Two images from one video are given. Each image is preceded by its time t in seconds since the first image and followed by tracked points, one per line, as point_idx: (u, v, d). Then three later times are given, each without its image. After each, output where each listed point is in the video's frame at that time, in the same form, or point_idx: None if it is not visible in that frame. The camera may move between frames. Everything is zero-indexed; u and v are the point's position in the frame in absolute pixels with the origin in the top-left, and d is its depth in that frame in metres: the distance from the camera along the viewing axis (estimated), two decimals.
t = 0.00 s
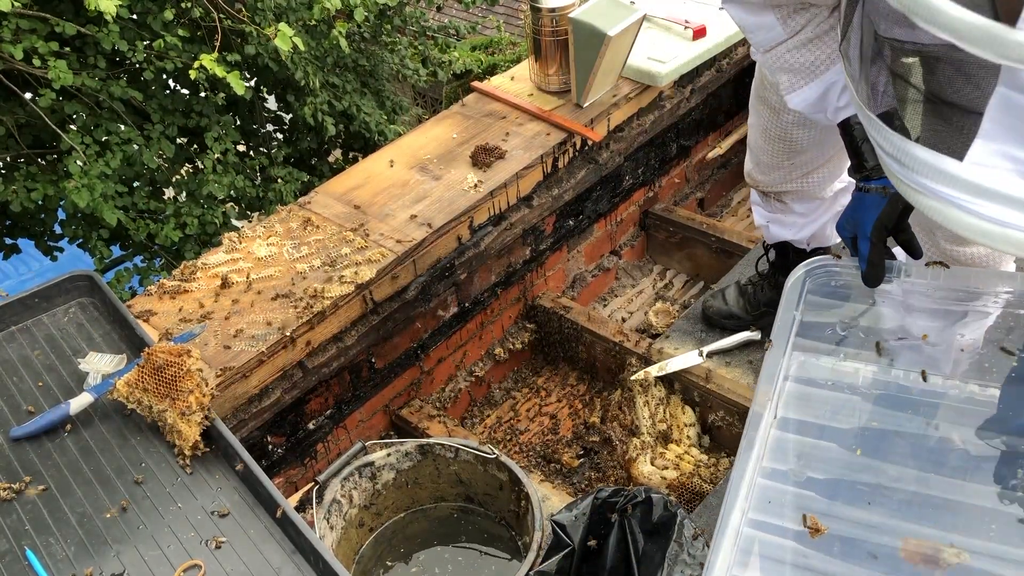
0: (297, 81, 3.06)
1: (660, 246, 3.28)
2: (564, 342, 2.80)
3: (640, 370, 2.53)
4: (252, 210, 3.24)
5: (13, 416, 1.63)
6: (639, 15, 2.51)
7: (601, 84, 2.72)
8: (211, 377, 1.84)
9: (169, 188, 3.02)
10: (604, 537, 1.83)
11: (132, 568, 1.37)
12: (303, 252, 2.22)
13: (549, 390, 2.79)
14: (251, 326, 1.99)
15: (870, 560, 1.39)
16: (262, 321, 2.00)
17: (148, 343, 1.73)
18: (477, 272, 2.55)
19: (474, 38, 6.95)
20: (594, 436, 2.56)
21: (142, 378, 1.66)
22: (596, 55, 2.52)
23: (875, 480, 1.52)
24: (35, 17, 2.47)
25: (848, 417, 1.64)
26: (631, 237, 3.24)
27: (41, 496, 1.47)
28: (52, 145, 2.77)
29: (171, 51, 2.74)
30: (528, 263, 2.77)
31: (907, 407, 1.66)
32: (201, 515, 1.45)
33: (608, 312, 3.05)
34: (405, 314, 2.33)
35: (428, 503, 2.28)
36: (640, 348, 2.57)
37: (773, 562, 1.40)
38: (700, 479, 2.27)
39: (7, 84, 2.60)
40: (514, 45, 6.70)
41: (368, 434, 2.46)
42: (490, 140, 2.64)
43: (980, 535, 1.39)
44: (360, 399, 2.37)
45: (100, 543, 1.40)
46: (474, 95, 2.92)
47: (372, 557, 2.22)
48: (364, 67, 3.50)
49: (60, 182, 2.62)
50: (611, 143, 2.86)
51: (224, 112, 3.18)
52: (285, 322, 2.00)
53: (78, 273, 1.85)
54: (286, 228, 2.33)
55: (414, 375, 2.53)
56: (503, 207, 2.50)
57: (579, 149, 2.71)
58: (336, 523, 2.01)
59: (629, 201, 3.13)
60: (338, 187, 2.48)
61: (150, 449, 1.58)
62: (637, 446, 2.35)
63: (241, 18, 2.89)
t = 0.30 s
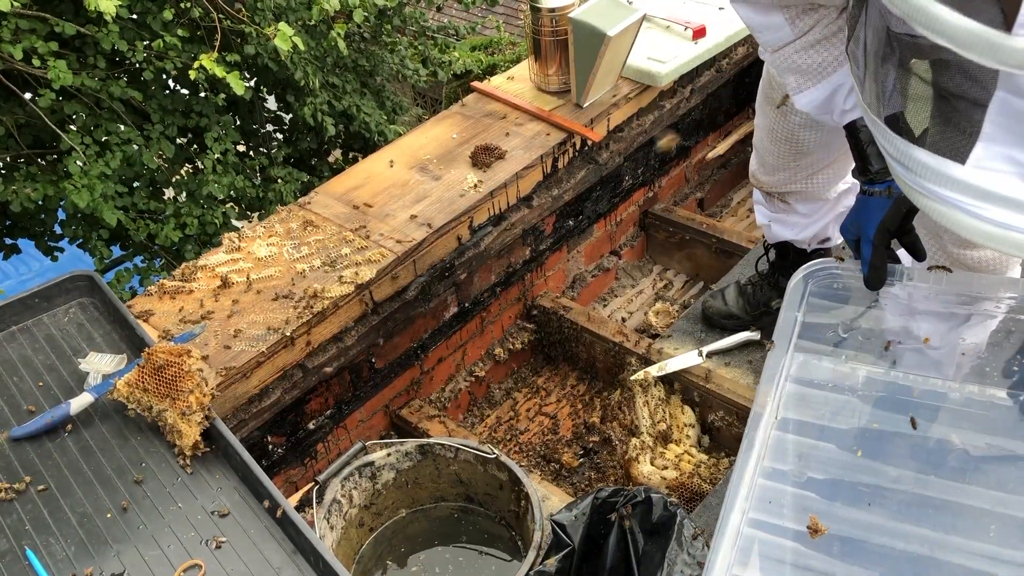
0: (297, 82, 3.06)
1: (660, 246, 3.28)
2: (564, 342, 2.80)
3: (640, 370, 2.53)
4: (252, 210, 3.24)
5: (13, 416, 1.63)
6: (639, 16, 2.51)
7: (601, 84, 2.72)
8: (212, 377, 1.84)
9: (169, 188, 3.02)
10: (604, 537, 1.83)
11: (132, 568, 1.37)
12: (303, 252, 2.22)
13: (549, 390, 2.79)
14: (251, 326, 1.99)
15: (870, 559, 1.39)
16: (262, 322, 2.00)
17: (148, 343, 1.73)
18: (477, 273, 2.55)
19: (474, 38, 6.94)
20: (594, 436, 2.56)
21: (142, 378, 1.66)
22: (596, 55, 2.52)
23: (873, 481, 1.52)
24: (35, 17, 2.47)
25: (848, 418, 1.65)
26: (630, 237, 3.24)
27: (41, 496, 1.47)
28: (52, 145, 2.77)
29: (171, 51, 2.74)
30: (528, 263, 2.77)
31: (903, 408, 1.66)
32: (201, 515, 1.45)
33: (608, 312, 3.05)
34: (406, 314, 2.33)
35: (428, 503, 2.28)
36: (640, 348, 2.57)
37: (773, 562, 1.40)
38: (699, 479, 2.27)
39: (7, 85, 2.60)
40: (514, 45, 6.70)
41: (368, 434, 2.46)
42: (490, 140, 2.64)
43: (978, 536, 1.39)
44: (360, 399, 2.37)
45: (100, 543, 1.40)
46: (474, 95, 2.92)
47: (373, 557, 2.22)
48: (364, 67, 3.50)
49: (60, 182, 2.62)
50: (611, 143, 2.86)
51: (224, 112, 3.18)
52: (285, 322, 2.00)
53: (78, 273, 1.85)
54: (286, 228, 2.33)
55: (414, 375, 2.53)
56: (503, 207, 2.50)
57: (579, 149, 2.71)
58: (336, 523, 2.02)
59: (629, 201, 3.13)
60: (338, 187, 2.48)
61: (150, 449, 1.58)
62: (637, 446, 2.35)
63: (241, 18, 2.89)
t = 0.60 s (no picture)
0: (297, 81, 3.06)
1: (660, 246, 3.28)
2: (564, 342, 2.80)
3: (640, 370, 2.53)
4: (252, 210, 3.24)
5: (13, 416, 1.63)
6: (639, 16, 2.51)
7: (601, 84, 2.72)
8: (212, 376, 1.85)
9: (169, 188, 3.02)
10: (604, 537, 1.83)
11: (132, 569, 1.37)
12: (303, 252, 2.22)
13: (549, 390, 2.79)
14: (251, 326, 1.99)
15: (876, 555, 1.36)
16: (262, 321, 2.00)
17: (148, 343, 1.73)
18: (477, 273, 2.55)
19: (474, 38, 6.94)
20: (593, 436, 2.56)
21: (142, 378, 1.66)
22: (596, 56, 2.52)
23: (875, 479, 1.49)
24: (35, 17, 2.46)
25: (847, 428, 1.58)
26: (631, 237, 3.24)
27: (41, 496, 1.47)
28: (52, 145, 2.77)
29: (171, 51, 2.74)
30: (528, 263, 2.77)
31: (901, 406, 1.62)
32: (201, 515, 1.45)
33: (608, 312, 3.05)
34: (406, 314, 2.33)
35: (428, 503, 2.28)
36: (640, 348, 2.57)
37: (774, 560, 1.36)
38: (699, 480, 2.28)
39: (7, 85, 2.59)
40: (514, 46, 6.71)
41: (368, 434, 2.46)
42: (490, 140, 2.64)
43: (979, 532, 1.37)
44: (360, 399, 2.37)
45: (100, 543, 1.40)
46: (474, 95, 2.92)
47: (372, 557, 2.22)
48: (364, 67, 3.50)
49: (60, 182, 2.62)
50: (611, 143, 2.85)
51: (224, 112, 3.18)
52: (285, 322, 2.00)
53: (78, 273, 1.85)
54: (286, 228, 2.33)
55: (414, 375, 2.53)
56: (503, 207, 2.50)
57: (579, 149, 2.71)
58: (335, 523, 2.02)
59: (629, 201, 3.13)
60: (338, 187, 2.48)
61: (150, 449, 1.58)
62: (637, 446, 2.36)
63: (241, 18, 2.89)
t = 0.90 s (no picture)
0: (297, 81, 3.06)
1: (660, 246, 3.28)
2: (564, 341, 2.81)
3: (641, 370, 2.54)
4: (253, 210, 3.24)
5: (13, 416, 1.63)
6: (639, 16, 2.51)
7: (601, 84, 2.72)
8: (211, 376, 1.85)
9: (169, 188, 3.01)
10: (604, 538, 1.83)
11: (132, 569, 1.38)
12: (303, 252, 2.22)
13: (549, 390, 2.79)
14: (251, 326, 1.99)
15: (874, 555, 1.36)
16: (262, 322, 2.00)
17: (148, 343, 1.73)
18: (477, 272, 2.55)
19: (474, 38, 6.95)
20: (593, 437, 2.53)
21: (142, 378, 1.65)
22: (596, 55, 2.52)
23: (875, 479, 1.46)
24: (35, 16, 2.46)
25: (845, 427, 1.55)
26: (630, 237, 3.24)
27: (41, 495, 1.48)
28: (52, 145, 2.76)
29: (171, 51, 2.73)
30: (528, 263, 2.77)
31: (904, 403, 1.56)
32: (201, 515, 1.45)
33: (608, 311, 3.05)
34: (406, 314, 2.33)
35: (428, 502, 2.28)
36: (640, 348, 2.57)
37: (775, 563, 1.34)
38: (700, 478, 2.31)
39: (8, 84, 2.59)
40: (514, 46, 6.72)
41: (368, 434, 2.46)
42: (491, 140, 2.64)
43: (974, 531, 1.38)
44: (360, 399, 2.37)
45: (101, 543, 1.41)
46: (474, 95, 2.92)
47: (372, 556, 2.23)
48: (365, 66, 3.50)
49: (60, 182, 2.62)
50: (612, 143, 2.85)
51: (224, 113, 3.18)
52: (285, 322, 2.00)
53: (78, 273, 1.85)
54: (286, 228, 2.33)
55: (415, 375, 2.53)
56: (503, 206, 2.50)
57: (579, 149, 2.71)
58: (336, 523, 2.02)
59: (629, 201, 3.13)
60: (338, 187, 2.48)
61: (151, 449, 1.58)
62: (637, 446, 2.40)
63: (240, 18, 2.89)
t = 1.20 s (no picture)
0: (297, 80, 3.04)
1: (661, 246, 3.28)
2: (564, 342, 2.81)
3: (641, 370, 2.54)
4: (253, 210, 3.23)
5: (12, 415, 1.69)
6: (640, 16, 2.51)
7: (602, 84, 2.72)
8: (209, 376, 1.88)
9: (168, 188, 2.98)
10: (604, 538, 1.83)
11: (131, 569, 1.42)
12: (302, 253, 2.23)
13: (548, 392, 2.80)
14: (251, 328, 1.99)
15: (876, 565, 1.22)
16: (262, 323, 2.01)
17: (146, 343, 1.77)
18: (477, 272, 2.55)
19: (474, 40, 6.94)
20: (593, 437, 2.56)
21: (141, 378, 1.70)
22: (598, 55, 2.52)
23: (876, 480, 1.33)
24: (34, 15, 2.36)
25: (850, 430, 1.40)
26: (631, 238, 3.24)
27: (41, 497, 1.53)
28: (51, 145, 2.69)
29: (170, 51, 2.68)
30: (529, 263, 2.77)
31: (903, 403, 1.42)
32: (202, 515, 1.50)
33: (608, 312, 3.03)
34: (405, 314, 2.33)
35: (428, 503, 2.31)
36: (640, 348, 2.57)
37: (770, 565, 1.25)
38: (701, 478, 2.30)
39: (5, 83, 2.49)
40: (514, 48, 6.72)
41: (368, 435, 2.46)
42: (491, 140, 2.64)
43: (977, 531, 1.23)
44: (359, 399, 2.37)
45: (101, 543, 1.45)
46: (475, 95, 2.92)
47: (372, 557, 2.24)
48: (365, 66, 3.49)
49: (59, 183, 2.56)
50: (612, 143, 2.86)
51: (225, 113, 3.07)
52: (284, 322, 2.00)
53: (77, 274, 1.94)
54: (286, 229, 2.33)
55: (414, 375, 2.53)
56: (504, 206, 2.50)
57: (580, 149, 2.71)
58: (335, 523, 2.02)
59: (630, 201, 3.13)
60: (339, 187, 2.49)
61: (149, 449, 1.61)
62: (638, 446, 2.38)
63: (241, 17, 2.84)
